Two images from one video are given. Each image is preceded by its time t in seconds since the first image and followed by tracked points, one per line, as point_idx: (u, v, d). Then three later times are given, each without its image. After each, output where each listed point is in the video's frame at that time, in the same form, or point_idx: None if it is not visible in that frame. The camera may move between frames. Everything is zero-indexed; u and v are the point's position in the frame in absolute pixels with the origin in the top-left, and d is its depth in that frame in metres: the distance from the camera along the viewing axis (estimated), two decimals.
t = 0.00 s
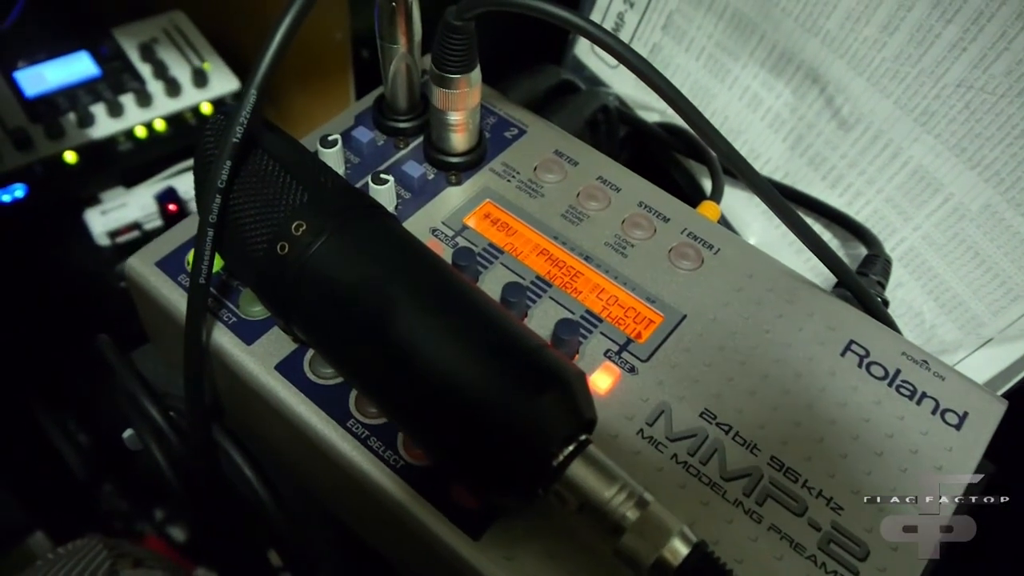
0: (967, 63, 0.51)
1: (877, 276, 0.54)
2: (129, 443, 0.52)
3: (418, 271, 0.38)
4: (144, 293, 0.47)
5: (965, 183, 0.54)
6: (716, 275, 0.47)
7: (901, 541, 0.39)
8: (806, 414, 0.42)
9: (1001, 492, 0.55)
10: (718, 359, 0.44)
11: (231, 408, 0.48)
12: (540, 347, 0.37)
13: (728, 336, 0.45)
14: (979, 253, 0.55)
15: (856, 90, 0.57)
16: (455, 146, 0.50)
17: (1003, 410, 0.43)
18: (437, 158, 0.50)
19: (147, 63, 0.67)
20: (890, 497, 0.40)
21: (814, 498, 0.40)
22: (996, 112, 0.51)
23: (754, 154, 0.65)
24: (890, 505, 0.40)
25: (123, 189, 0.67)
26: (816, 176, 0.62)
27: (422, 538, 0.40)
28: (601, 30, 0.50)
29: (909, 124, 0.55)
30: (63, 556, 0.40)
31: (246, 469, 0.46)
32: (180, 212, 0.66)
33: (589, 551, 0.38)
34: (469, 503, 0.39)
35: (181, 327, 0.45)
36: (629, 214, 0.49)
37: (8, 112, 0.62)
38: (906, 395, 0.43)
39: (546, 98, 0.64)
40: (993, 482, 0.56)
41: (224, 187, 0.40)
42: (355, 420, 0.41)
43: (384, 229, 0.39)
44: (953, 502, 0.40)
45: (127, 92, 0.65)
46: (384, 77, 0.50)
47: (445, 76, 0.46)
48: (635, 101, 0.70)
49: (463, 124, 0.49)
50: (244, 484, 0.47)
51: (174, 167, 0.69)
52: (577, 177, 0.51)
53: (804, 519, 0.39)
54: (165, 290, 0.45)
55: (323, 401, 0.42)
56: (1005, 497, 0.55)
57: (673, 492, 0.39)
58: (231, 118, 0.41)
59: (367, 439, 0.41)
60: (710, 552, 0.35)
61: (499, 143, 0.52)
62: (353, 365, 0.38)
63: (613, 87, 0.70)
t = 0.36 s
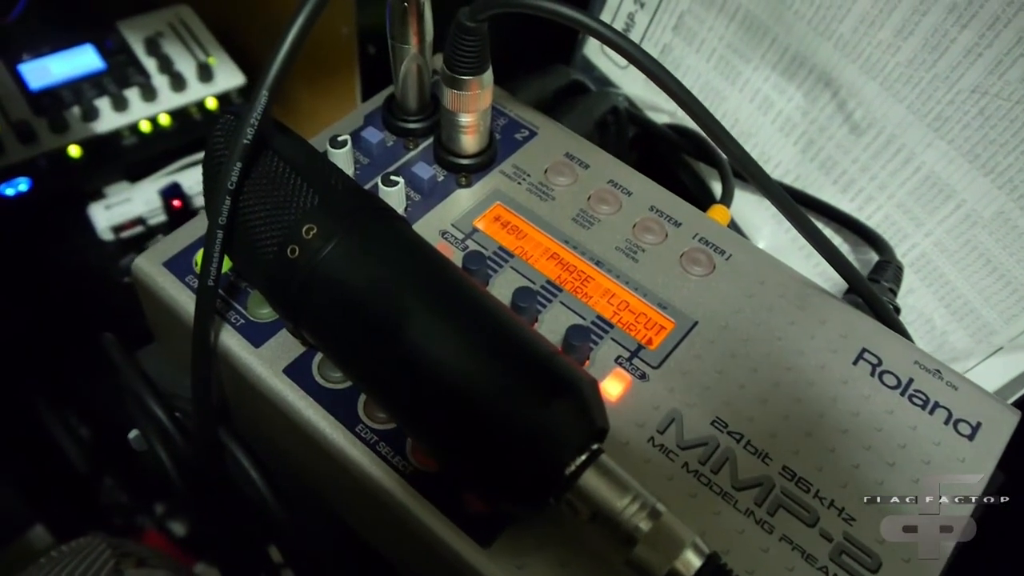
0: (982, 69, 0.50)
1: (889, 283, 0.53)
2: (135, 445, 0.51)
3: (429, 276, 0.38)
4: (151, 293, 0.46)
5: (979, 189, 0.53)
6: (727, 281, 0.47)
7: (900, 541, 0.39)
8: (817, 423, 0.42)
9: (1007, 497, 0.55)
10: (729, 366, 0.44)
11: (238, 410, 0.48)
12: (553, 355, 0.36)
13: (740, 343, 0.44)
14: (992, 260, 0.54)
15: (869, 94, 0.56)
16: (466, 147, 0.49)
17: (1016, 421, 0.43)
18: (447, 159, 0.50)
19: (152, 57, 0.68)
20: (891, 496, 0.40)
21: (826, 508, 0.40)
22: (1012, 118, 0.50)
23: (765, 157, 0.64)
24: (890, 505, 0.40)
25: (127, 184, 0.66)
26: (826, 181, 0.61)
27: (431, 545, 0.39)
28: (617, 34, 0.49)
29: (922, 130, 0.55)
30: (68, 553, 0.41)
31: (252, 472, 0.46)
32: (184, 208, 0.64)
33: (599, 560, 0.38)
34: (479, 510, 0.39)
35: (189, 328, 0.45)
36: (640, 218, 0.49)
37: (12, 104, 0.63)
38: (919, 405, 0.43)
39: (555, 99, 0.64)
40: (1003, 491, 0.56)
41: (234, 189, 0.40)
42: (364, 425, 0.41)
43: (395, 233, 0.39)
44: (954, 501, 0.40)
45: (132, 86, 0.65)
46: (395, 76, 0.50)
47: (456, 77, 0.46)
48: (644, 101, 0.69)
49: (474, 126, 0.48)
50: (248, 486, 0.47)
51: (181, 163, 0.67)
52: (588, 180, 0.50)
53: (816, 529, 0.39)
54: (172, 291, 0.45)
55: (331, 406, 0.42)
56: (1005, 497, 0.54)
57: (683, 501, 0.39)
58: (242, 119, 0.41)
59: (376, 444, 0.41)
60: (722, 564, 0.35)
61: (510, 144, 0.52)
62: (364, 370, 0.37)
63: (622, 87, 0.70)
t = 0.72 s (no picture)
0: (999, 82, 0.50)
1: (902, 296, 0.53)
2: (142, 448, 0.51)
3: (444, 290, 0.37)
4: (162, 300, 0.46)
5: (993, 202, 0.53)
6: (741, 294, 0.46)
7: (900, 540, 0.39)
8: (831, 439, 0.42)
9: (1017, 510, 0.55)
10: (742, 381, 0.43)
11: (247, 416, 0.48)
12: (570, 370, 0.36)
13: (754, 357, 0.44)
14: (1006, 274, 0.54)
15: (883, 105, 0.56)
16: (479, 156, 0.49)
17: None
18: (460, 167, 0.49)
19: (160, 55, 0.70)
20: (890, 496, 0.40)
21: (840, 526, 0.39)
22: None
23: (776, 166, 0.64)
24: (890, 505, 0.40)
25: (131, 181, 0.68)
26: (839, 191, 0.61)
27: (444, 558, 0.39)
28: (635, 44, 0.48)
29: (936, 142, 0.54)
30: (71, 557, 0.40)
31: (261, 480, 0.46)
32: (190, 207, 0.67)
33: None
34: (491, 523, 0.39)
35: (200, 335, 0.44)
36: (653, 229, 0.48)
37: (20, 102, 0.64)
38: (934, 422, 0.43)
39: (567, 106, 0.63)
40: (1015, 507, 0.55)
41: (248, 199, 0.40)
42: (376, 436, 0.41)
43: (409, 245, 0.39)
44: (954, 502, 0.41)
45: (140, 84, 0.67)
46: (408, 84, 0.50)
47: (471, 86, 0.45)
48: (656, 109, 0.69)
49: (488, 134, 0.48)
50: (256, 493, 0.46)
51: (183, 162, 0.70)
52: (601, 190, 0.50)
53: (830, 547, 0.39)
54: (184, 298, 0.45)
55: (343, 417, 0.41)
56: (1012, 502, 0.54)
57: (697, 517, 0.39)
58: (257, 128, 0.40)
59: (388, 456, 0.40)
60: None
61: (523, 153, 0.51)
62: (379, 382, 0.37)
63: (633, 93, 0.70)
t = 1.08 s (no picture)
0: None
1: (922, 312, 0.52)
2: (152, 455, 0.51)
3: (465, 305, 0.37)
4: (176, 308, 0.45)
5: (1015, 219, 0.52)
6: (761, 310, 0.46)
7: (902, 541, 0.39)
8: (853, 460, 0.41)
9: None
10: (762, 399, 0.43)
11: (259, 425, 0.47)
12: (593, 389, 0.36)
13: (774, 375, 0.44)
14: None
15: (904, 118, 0.55)
16: (497, 165, 0.48)
17: None
18: (477, 177, 0.49)
19: (170, 54, 0.74)
20: (890, 497, 0.40)
21: (862, 550, 0.39)
22: None
23: (794, 177, 0.63)
24: (890, 505, 0.40)
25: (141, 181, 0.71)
26: (857, 204, 0.60)
27: None
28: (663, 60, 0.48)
29: (958, 156, 0.54)
30: (79, 561, 0.40)
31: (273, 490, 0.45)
32: (199, 207, 0.69)
33: None
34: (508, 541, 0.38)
35: (214, 345, 0.44)
36: (673, 242, 0.48)
37: (29, 100, 0.68)
38: (956, 443, 0.42)
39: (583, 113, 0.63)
40: None
41: (266, 209, 0.39)
42: (391, 452, 0.40)
43: (429, 259, 0.38)
44: (953, 501, 0.41)
45: (150, 83, 0.71)
46: (426, 91, 0.49)
47: (490, 95, 0.45)
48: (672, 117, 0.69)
49: (506, 144, 0.47)
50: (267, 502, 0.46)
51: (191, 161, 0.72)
52: (620, 202, 0.49)
53: (852, 571, 0.38)
54: (198, 307, 0.44)
55: (359, 431, 0.41)
56: None
57: (717, 538, 0.39)
58: (275, 137, 0.40)
59: (404, 471, 0.40)
60: None
61: (541, 162, 0.51)
62: (398, 397, 0.37)
63: (649, 101, 0.69)
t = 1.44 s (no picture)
0: None
1: (942, 330, 0.52)
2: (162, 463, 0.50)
3: (485, 323, 0.36)
4: (190, 318, 0.45)
5: None
6: (782, 329, 0.45)
7: (901, 541, 0.39)
8: (875, 482, 0.41)
9: None
10: (783, 420, 0.42)
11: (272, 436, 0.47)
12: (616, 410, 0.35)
13: (795, 395, 0.43)
14: None
15: (926, 133, 0.55)
16: (515, 176, 0.48)
17: None
18: (495, 188, 0.48)
19: (180, 52, 0.74)
20: (890, 496, 0.40)
21: None
22: None
23: (812, 189, 0.63)
24: (889, 505, 0.40)
25: (150, 181, 0.69)
26: (876, 218, 0.60)
27: None
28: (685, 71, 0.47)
29: (980, 172, 0.53)
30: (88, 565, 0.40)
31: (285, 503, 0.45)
32: (208, 207, 0.67)
33: None
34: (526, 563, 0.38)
35: (228, 356, 0.43)
36: (692, 257, 0.47)
37: (38, 97, 0.68)
38: (979, 467, 0.41)
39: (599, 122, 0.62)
40: None
41: (285, 221, 0.39)
42: (407, 469, 0.40)
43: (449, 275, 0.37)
44: (953, 502, 0.40)
45: (158, 81, 0.71)
46: (445, 100, 0.49)
47: (510, 106, 0.44)
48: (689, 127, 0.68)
49: (525, 155, 0.47)
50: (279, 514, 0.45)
51: (204, 162, 0.71)
52: (639, 215, 0.49)
53: None
54: (212, 317, 0.43)
55: (375, 447, 0.40)
56: None
57: (737, 561, 0.38)
58: (295, 149, 0.40)
59: (420, 490, 0.39)
60: None
61: (559, 174, 0.50)
62: (417, 415, 0.36)
63: (665, 110, 0.68)
